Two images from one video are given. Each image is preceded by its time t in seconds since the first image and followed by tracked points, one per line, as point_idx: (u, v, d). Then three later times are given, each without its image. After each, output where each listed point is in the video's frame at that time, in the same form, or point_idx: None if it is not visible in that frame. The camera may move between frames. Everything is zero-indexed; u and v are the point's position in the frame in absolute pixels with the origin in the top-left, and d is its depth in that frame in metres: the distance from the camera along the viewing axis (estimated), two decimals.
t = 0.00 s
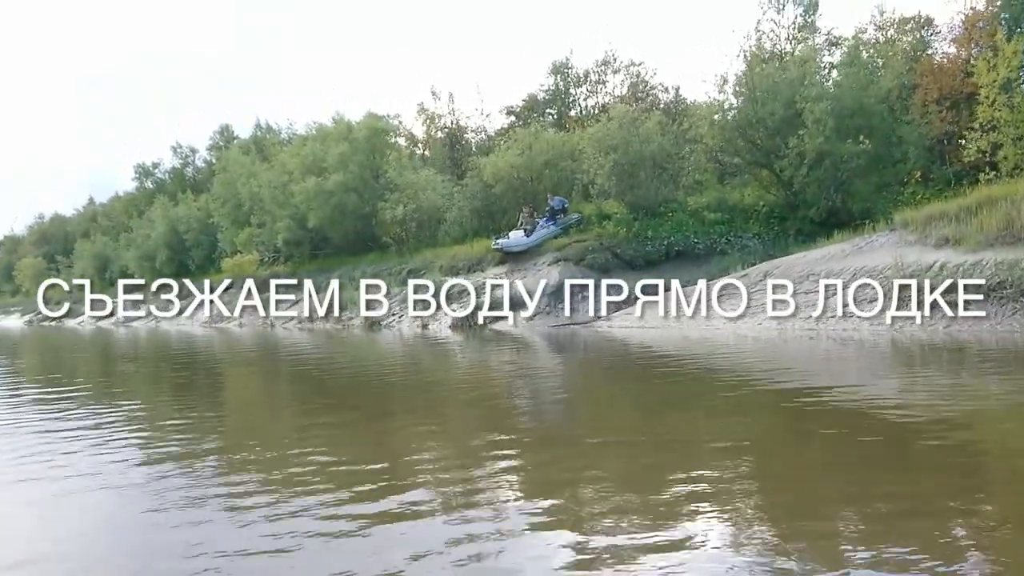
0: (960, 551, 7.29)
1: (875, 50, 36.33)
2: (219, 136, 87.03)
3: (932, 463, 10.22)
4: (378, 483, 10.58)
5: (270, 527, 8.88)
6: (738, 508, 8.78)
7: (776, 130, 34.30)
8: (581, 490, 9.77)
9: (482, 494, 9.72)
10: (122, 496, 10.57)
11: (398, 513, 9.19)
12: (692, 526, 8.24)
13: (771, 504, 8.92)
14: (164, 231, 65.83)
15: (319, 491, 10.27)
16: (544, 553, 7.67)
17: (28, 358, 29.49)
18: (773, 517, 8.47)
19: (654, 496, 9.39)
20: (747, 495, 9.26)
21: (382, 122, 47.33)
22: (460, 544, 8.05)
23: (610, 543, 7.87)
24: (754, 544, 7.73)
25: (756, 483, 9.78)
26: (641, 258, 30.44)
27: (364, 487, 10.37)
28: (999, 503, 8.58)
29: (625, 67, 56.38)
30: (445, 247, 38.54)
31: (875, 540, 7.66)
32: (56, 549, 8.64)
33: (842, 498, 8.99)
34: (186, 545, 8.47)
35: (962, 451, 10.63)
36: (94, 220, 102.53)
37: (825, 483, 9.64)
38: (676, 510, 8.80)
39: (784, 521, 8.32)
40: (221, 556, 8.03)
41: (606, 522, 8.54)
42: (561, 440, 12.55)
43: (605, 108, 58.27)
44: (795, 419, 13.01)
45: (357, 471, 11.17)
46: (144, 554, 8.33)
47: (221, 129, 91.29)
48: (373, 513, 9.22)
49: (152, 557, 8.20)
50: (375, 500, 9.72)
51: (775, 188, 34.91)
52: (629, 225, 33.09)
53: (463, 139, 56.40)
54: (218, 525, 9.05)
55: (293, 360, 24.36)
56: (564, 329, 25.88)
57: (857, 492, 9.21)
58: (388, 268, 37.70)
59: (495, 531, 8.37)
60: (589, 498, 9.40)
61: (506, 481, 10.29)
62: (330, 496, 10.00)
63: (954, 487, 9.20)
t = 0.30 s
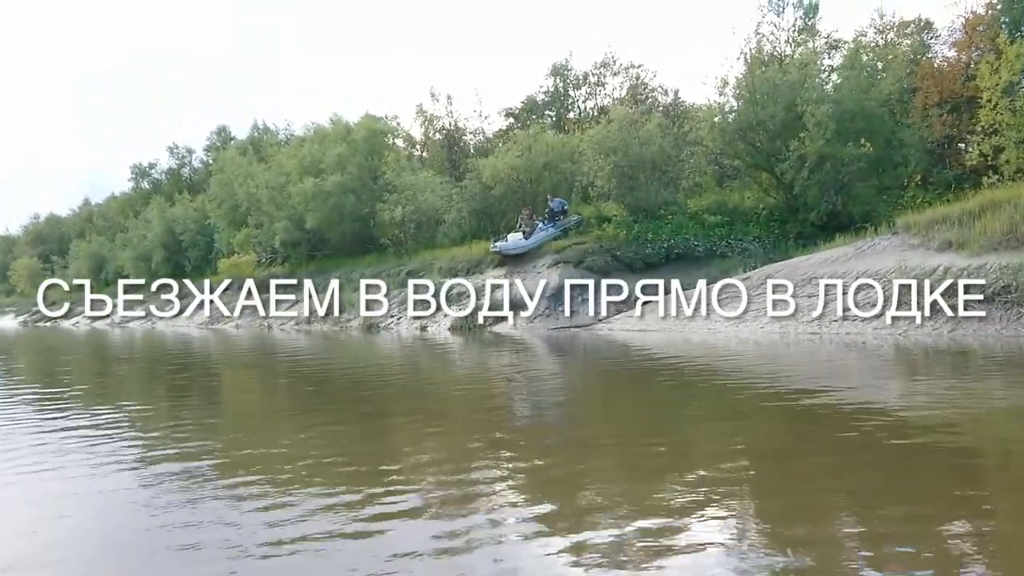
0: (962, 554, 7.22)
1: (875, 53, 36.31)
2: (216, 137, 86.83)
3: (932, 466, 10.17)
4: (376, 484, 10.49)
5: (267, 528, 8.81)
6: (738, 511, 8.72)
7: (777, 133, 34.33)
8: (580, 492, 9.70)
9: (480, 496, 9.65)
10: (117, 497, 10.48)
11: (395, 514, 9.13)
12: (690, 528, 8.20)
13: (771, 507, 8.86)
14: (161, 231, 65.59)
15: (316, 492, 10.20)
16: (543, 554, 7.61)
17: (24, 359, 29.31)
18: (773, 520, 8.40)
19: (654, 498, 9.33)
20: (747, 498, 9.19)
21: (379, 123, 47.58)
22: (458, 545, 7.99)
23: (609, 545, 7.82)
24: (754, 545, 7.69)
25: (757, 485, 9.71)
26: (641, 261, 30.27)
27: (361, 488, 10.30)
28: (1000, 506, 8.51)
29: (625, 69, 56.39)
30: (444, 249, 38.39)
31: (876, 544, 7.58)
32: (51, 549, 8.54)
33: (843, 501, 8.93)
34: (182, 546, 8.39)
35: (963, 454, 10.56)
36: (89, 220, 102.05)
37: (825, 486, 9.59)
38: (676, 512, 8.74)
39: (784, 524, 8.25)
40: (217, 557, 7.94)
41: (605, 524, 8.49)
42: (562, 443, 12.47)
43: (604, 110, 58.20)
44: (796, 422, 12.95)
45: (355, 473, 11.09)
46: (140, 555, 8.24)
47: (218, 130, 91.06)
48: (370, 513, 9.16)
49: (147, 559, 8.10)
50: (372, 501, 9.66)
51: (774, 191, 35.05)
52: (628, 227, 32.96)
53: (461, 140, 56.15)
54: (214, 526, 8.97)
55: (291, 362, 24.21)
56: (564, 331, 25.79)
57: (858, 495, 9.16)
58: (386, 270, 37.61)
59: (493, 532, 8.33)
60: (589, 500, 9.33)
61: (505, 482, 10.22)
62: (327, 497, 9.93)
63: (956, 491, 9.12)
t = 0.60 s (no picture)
0: (965, 554, 7.18)
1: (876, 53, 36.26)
2: (214, 137, 86.65)
3: (934, 465, 10.12)
4: (375, 484, 10.43)
5: (265, 528, 8.73)
6: (739, 511, 8.65)
7: (778, 132, 34.23)
8: (581, 492, 9.63)
9: (480, 495, 9.59)
10: (114, 498, 10.38)
11: (394, 513, 9.07)
12: (692, 526, 8.16)
13: (772, 507, 8.78)
14: (158, 232, 65.47)
15: (315, 492, 10.14)
16: (545, 553, 7.56)
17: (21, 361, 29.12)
18: (775, 520, 8.33)
19: (655, 498, 9.27)
20: (749, 498, 9.12)
21: (377, 123, 47.38)
22: (457, 544, 7.94)
23: (610, 544, 7.77)
24: (756, 544, 7.63)
25: (759, 485, 9.64)
26: (642, 261, 30.16)
27: (359, 488, 10.23)
28: (1003, 506, 8.47)
29: (624, 69, 56.31)
30: (444, 250, 38.26)
31: (879, 544, 7.51)
32: (46, 550, 8.44)
33: (844, 501, 8.88)
34: (178, 547, 8.30)
35: (965, 454, 10.51)
36: (86, 221, 101.66)
37: (828, 485, 9.52)
38: (677, 512, 8.68)
39: (787, 524, 8.17)
40: (215, 558, 7.86)
41: (606, 523, 8.43)
42: (563, 443, 12.39)
43: (604, 110, 58.15)
44: (797, 422, 12.90)
45: (354, 473, 11.02)
46: (136, 556, 8.14)
47: (216, 130, 90.83)
48: (369, 513, 9.10)
49: (143, 560, 8.00)
50: (371, 501, 9.60)
51: (776, 191, 35.02)
52: (629, 227, 32.88)
53: (460, 140, 55.85)
54: (211, 527, 8.89)
55: (290, 363, 24.08)
56: (565, 331, 25.70)
57: (860, 495, 9.09)
58: (385, 271, 37.52)
59: (493, 532, 8.27)
60: (590, 500, 9.26)
61: (505, 483, 10.15)
62: (326, 497, 9.86)
63: (959, 491, 9.05)
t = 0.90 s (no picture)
0: (971, 554, 7.14)
1: (876, 54, 36.26)
2: (212, 139, 86.54)
3: (937, 467, 10.09)
4: (375, 485, 10.37)
5: (264, 530, 8.67)
6: (742, 512, 8.61)
7: (778, 134, 34.21)
8: (583, 494, 9.57)
9: (480, 498, 9.52)
10: (110, 500, 10.29)
11: (395, 515, 9.01)
12: (695, 527, 8.14)
13: (776, 508, 8.74)
14: (156, 233, 65.54)
15: (315, 493, 10.08)
16: (547, 555, 7.50)
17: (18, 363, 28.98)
18: (779, 522, 8.28)
19: (657, 499, 9.22)
20: (752, 499, 9.08)
21: (376, 124, 47.29)
22: (459, 545, 7.89)
23: (613, 544, 7.73)
24: (759, 545, 7.59)
25: (758, 487, 9.60)
26: (642, 262, 30.09)
27: (360, 490, 10.17)
28: (1008, 507, 8.43)
29: (623, 71, 56.28)
30: (443, 251, 38.19)
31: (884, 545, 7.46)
32: (41, 553, 8.35)
33: (848, 502, 8.84)
34: (175, 549, 8.22)
35: (969, 456, 10.47)
36: (84, 222, 101.41)
37: (831, 487, 9.48)
38: (680, 514, 8.64)
39: (789, 525, 8.12)
40: (213, 560, 7.78)
41: (608, 524, 8.39)
42: (565, 445, 12.33)
43: (603, 112, 58.13)
44: (799, 425, 12.85)
45: (354, 475, 10.95)
46: (133, 558, 8.05)
47: (214, 131, 90.63)
48: (369, 514, 9.05)
49: (140, 563, 7.91)
50: (371, 503, 9.55)
51: (776, 193, 35.04)
52: (629, 229, 32.82)
53: (459, 142, 55.67)
54: (209, 529, 8.81)
55: (289, 365, 23.97)
56: (566, 333, 25.60)
57: (864, 497, 9.05)
58: (385, 272, 37.45)
59: (495, 533, 8.22)
60: (593, 503, 9.20)
61: (505, 485, 10.08)
62: (325, 499, 9.80)
63: (963, 492, 9.02)
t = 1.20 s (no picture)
0: (968, 558, 7.14)
1: (873, 58, 36.29)
2: (207, 141, 86.33)
3: (934, 471, 10.07)
4: (370, 490, 10.26)
5: (256, 534, 8.55)
6: (741, 516, 8.56)
7: (776, 137, 34.24)
8: (582, 498, 9.47)
9: (476, 503, 9.42)
10: (101, 505, 10.14)
11: (389, 519, 8.91)
12: (691, 532, 8.09)
13: (774, 512, 8.70)
14: (150, 236, 65.44)
15: (309, 498, 9.96)
16: (545, 560, 7.42)
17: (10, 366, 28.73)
18: (777, 525, 8.25)
19: (656, 504, 9.14)
20: (750, 503, 9.06)
21: (372, 127, 47.23)
22: (454, 550, 7.81)
23: (610, 549, 7.67)
24: (757, 549, 7.57)
25: (754, 490, 9.59)
26: (640, 266, 29.97)
27: (354, 494, 10.06)
28: (1006, 511, 8.42)
29: (619, 75, 56.32)
30: (439, 255, 38.10)
31: (884, 548, 7.45)
32: (28, 559, 8.19)
33: (843, 506, 8.84)
34: (167, 554, 8.10)
35: (966, 460, 10.46)
36: (77, 225, 100.86)
37: (827, 490, 9.47)
38: (677, 517, 8.59)
39: (787, 529, 8.10)
40: (205, 565, 7.66)
41: (606, 529, 8.30)
42: (564, 450, 12.21)
43: (599, 115, 58.17)
44: (797, 429, 12.79)
45: (349, 480, 10.82)
46: (123, 564, 7.92)
47: (209, 134, 90.35)
48: (363, 519, 8.95)
49: (132, 568, 7.79)
50: (367, 507, 9.46)
51: (773, 197, 35.11)
52: (627, 232, 32.75)
53: (454, 145, 55.55)
54: (201, 533, 8.69)
55: (284, 368, 23.81)
56: (563, 336, 25.43)
57: (861, 500, 9.02)
58: (380, 276, 37.29)
59: (490, 536, 8.16)
60: (593, 507, 9.12)
61: (501, 490, 9.99)
62: (319, 503, 9.69)
63: (959, 496, 9.01)
